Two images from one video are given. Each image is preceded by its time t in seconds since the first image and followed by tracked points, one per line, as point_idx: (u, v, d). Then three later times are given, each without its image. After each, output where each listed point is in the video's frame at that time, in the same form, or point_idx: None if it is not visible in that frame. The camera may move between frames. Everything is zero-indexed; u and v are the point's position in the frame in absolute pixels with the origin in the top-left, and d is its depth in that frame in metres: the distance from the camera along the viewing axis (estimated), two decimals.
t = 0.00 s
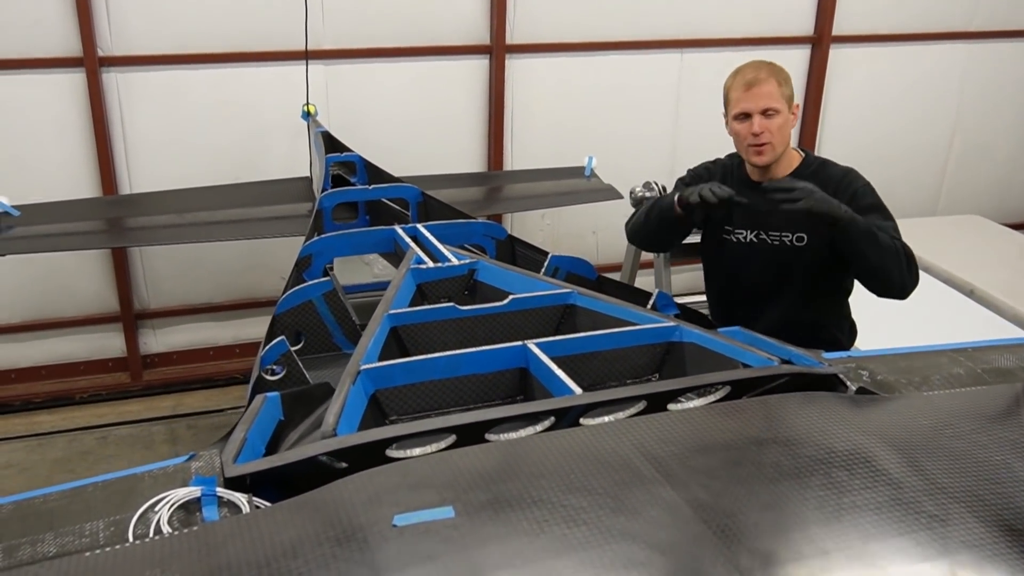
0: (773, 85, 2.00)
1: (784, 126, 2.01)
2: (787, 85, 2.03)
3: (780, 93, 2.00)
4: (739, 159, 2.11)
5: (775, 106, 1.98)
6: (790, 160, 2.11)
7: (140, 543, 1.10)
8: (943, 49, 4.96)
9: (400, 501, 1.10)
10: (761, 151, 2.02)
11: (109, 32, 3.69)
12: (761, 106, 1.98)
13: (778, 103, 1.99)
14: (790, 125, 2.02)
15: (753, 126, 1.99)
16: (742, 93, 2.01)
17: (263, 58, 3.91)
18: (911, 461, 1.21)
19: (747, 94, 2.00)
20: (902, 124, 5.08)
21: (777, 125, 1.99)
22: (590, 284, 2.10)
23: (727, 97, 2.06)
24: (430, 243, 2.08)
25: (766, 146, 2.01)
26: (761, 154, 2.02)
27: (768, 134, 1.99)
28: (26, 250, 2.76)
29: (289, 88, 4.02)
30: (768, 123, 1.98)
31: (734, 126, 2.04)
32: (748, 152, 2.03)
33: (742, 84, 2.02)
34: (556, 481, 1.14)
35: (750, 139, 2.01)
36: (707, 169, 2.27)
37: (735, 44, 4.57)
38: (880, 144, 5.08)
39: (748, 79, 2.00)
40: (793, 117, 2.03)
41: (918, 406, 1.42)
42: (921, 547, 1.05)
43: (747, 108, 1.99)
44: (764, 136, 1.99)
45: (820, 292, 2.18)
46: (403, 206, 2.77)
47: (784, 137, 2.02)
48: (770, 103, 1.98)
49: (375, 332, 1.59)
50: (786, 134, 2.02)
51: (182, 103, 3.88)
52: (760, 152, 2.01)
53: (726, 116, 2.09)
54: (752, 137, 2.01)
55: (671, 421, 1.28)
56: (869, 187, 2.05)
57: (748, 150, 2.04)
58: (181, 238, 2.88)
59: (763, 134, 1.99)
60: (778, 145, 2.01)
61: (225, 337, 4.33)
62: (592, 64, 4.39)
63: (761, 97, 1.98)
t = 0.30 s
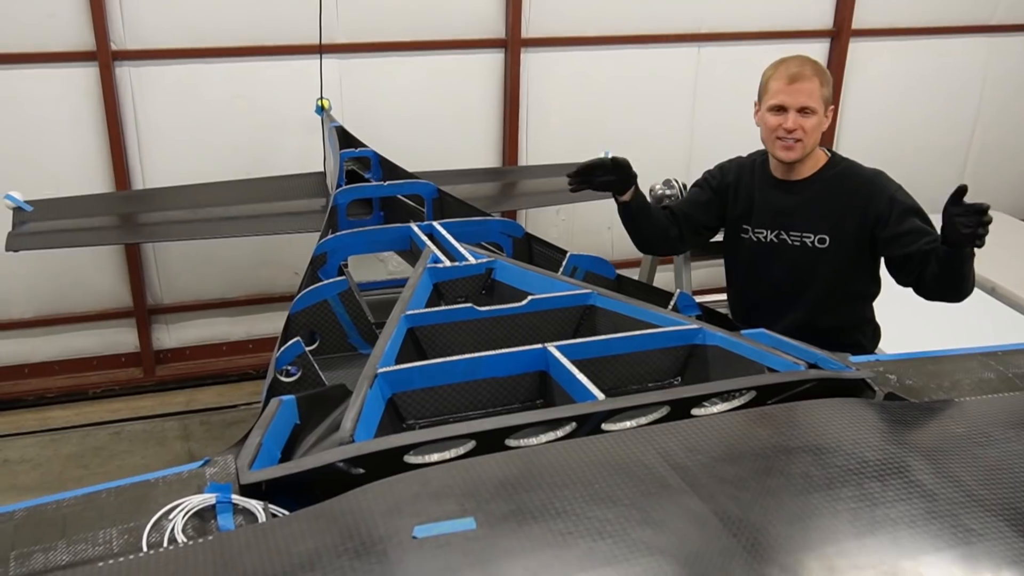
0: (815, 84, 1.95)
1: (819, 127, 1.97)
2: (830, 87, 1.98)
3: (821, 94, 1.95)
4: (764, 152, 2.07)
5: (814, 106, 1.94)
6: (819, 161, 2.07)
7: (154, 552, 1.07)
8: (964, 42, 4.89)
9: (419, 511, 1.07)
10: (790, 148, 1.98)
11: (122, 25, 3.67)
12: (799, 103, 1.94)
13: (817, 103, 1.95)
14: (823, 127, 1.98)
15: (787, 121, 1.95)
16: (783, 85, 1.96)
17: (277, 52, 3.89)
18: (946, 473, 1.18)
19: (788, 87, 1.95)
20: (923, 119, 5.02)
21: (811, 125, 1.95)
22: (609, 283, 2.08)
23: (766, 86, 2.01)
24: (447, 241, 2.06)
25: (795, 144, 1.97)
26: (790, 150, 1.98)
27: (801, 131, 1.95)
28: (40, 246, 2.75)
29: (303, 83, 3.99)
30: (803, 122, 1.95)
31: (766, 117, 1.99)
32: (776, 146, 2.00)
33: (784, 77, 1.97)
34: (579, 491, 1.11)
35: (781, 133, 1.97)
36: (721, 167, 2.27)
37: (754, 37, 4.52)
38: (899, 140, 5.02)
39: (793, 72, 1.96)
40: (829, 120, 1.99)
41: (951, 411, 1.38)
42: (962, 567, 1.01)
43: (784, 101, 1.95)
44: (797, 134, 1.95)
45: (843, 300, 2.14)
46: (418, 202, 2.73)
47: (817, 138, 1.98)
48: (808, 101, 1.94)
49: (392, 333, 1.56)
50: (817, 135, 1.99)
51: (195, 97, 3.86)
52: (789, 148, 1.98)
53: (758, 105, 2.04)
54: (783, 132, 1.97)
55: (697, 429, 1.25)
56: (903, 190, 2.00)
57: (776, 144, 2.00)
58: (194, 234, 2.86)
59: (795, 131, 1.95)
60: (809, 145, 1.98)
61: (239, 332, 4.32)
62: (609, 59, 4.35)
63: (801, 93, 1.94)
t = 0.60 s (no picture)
0: (842, 87, 1.89)
1: (843, 132, 1.93)
2: (855, 87, 1.93)
3: (847, 98, 1.90)
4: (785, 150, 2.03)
5: (839, 113, 1.89)
6: (841, 159, 2.04)
7: (169, 564, 1.05)
8: (983, 34, 4.83)
9: (439, 523, 1.05)
10: (813, 154, 1.95)
11: (133, 20, 3.65)
12: (825, 110, 1.89)
13: (842, 109, 1.90)
14: (848, 130, 1.94)
15: (812, 129, 1.91)
16: (809, 90, 1.90)
17: (289, 46, 3.86)
18: (979, 483, 1.14)
19: (814, 93, 1.89)
20: (941, 113, 4.96)
21: (836, 131, 1.91)
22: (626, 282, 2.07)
23: (791, 86, 1.95)
24: (462, 240, 2.03)
25: (819, 150, 1.94)
26: (813, 156, 1.95)
27: (825, 139, 1.92)
28: (51, 243, 2.73)
29: (315, 77, 3.96)
30: (828, 129, 1.90)
31: (790, 121, 1.95)
32: (799, 151, 1.96)
33: (810, 80, 1.90)
34: (601, 501, 1.08)
35: (805, 140, 1.93)
36: (738, 165, 2.23)
37: (770, 30, 4.47)
38: (917, 135, 4.97)
39: (819, 76, 1.89)
40: (852, 121, 1.95)
41: (982, 417, 1.35)
42: None
43: (810, 108, 1.90)
44: (821, 141, 1.92)
45: (866, 300, 2.09)
46: (431, 199, 2.70)
47: (840, 142, 1.95)
48: (834, 108, 1.89)
49: (408, 334, 1.54)
50: (841, 138, 1.95)
51: (207, 92, 3.83)
52: (811, 155, 1.95)
53: (781, 104, 1.99)
54: (807, 138, 1.93)
55: (721, 437, 1.21)
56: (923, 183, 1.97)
57: (798, 148, 1.97)
58: (205, 231, 2.84)
59: (819, 138, 1.92)
60: (832, 149, 1.95)
61: (250, 328, 4.30)
62: (623, 52, 4.31)
63: (828, 100, 1.88)
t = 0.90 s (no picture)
0: (861, 83, 1.86)
1: (864, 129, 1.89)
2: (875, 82, 1.89)
3: (867, 93, 1.87)
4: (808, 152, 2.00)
5: (859, 109, 1.86)
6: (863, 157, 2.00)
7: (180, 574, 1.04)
8: (998, 27, 4.79)
9: (454, 533, 1.03)
10: (834, 152, 1.92)
11: (141, 15, 3.63)
12: (844, 107, 1.86)
13: (863, 105, 1.87)
14: (870, 128, 1.90)
15: (832, 126, 1.88)
16: (827, 88, 1.87)
17: (298, 41, 3.83)
18: (1008, 492, 1.11)
19: (833, 90, 1.87)
20: (955, 107, 4.92)
21: (856, 128, 1.88)
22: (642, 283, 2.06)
23: (809, 84, 1.93)
24: (474, 239, 2.01)
25: (840, 149, 1.91)
26: (835, 154, 1.92)
27: (846, 136, 1.88)
28: (58, 240, 2.72)
29: (324, 72, 3.94)
30: (848, 126, 1.87)
31: (810, 120, 1.92)
32: (820, 150, 1.93)
33: (828, 77, 1.88)
34: (620, 512, 1.05)
35: (826, 138, 1.90)
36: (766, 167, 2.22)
37: (782, 23, 4.43)
38: (930, 129, 4.93)
39: (837, 73, 1.86)
40: (874, 117, 1.92)
41: (1006, 422, 1.32)
42: None
43: (829, 105, 1.87)
44: (841, 139, 1.89)
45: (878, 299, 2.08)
46: (441, 195, 2.68)
47: (861, 139, 1.91)
48: (854, 104, 1.86)
49: (420, 337, 1.51)
50: (862, 136, 1.91)
51: (215, 87, 3.81)
52: (833, 153, 1.92)
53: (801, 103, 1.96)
54: (828, 136, 1.90)
55: (741, 444, 1.19)
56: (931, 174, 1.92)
57: (820, 147, 1.93)
58: (214, 227, 2.82)
59: (840, 136, 1.89)
60: (854, 147, 1.91)
61: (259, 324, 4.29)
62: (633, 46, 4.27)
63: (847, 96, 1.85)
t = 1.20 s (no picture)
0: (853, 75, 1.88)
1: (857, 121, 1.90)
2: (869, 77, 1.91)
3: (859, 86, 1.88)
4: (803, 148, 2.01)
5: (850, 99, 1.87)
6: (858, 156, 2.00)
7: None
8: (1003, 21, 4.75)
9: (462, 539, 1.01)
10: (826, 145, 1.92)
11: (142, 10, 3.60)
12: (834, 98, 1.88)
13: (854, 97, 1.88)
14: (862, 122, 1.91)
15: (823, 117, 1.89)
16: (818, 79, 1.90)
17: (300, 36, 3.81)
18: None
19: (824, 81, 1.89)
20: (960, 102, 4.89)
21: (848, 120, 1.89)
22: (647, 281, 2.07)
23: (803, 78, 1.95)
24: (479, 237, 1.99)
25: (831, 141, 1.91)
26: (826, 147, 1.92)
27: (837, 127, 1.89)
28: (60, 237, 2.70)
29: (326, 66, 3.92)
30: (839, 117, 1.88)
31: (802, 113, 1.94)
32: (812, 143, 1.94)
33: (820, 69, 1.90)
34: (629, 519, 1.04)
35: (817, 130, 1.91)
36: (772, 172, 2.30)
37: (787, 16, 4.39)
38: (936, 124, 4.90)
39: (829, 64, 1.89)
40: (867, 113, 1.93)
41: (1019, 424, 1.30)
42: None
43: (820, 96, 1.89)
44: (832, 130, 1.89)
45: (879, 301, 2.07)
46: (444, 191, 2.66)
47: (855, 134, 1.91)
48: (844, 95, 1.87)
49: (425, 337, 1.49)
50: (855, 131, 1.92)
51: (217, 82, 3.79)
52: (824, 146, 1.93)
53: (795, 100, 1.99)
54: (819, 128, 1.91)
55: (752, 449, 1.17)
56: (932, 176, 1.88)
57: (811, 140, 1.94)
58: (216, 224, 2.81)
59: (831, 127, 1.89)
60: (846, 141, 1.91)
61: (261, 320, 4.27)
62: (638, 40, 4.25)
63: (837, 87, 1.88)
